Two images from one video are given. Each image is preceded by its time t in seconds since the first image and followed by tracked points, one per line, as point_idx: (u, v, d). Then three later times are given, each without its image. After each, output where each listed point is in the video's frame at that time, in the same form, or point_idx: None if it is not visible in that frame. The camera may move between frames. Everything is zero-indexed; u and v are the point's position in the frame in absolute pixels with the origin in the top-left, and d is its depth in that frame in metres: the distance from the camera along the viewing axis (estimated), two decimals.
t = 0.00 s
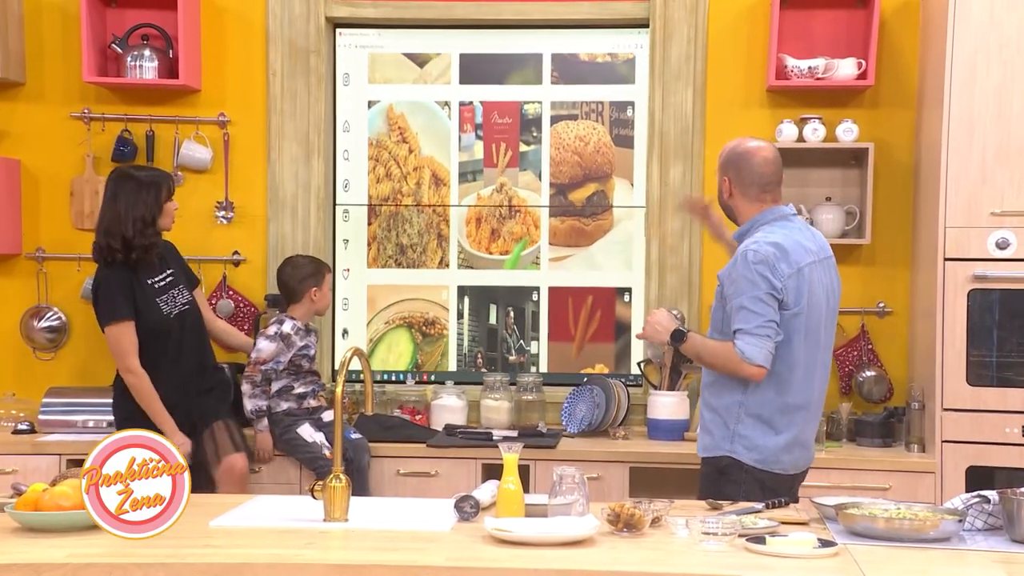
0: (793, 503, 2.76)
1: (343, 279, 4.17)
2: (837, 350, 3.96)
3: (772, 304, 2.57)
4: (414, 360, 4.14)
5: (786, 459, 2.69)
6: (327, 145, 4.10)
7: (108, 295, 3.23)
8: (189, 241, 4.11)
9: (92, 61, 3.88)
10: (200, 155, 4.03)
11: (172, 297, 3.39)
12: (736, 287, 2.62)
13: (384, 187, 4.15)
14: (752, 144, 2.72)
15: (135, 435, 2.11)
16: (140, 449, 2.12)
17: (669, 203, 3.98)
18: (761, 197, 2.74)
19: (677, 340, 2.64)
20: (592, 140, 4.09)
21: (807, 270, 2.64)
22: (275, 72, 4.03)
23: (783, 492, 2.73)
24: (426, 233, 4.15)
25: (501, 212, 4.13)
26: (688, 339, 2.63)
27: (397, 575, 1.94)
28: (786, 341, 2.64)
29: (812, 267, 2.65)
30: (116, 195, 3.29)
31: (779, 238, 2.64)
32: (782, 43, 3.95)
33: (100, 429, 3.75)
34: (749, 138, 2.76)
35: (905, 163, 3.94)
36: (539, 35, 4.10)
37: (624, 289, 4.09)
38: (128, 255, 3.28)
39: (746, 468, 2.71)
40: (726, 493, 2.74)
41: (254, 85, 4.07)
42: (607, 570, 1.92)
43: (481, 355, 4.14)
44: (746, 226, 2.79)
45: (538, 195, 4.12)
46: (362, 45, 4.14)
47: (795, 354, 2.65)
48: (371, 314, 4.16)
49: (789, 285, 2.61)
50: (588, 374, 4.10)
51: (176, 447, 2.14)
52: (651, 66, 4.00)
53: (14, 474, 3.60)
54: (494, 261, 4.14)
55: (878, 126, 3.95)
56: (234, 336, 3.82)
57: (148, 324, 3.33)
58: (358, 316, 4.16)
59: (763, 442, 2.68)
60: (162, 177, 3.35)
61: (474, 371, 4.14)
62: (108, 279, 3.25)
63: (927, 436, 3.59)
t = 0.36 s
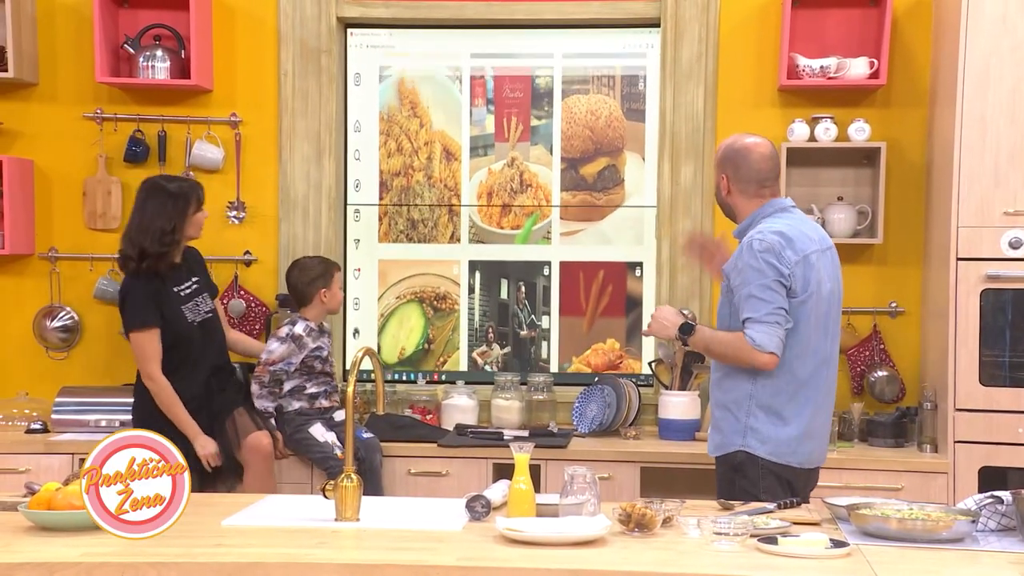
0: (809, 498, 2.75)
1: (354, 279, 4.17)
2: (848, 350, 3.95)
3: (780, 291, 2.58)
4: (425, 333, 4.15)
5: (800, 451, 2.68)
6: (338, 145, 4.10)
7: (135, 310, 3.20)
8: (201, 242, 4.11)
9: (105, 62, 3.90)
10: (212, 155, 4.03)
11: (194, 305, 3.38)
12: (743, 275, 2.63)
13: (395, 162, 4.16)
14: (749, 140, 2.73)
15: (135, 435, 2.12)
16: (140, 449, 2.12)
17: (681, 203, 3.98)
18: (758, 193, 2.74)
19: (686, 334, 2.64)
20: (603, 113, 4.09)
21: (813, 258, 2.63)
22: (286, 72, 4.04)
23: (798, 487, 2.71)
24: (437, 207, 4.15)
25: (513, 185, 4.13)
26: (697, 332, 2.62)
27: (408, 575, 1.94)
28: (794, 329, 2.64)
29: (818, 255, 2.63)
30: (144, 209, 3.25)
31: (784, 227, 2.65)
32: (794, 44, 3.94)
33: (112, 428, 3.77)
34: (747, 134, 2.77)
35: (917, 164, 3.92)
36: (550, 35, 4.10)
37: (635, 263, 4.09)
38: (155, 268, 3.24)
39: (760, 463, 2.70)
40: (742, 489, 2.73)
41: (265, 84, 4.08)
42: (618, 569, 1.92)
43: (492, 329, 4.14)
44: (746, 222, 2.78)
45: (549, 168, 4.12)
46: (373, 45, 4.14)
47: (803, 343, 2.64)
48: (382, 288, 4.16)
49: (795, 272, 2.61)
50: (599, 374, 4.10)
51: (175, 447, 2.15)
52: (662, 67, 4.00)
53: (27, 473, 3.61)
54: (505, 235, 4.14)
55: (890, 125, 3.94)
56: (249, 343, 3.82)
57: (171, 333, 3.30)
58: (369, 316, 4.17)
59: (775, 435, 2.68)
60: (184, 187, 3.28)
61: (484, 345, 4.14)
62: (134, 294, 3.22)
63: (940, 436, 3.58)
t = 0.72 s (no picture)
0: (808, 499, 2.74)
1: (358, 279, 4.17)
2: (851, 350, 3.95)
3: (775, 293, 2.58)
4: (429, 291, 4.16)
5: (797, 452, 2.68)
6: (341, 144, 4.10)
7: (197, 300, 3.37)
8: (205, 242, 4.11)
9: (108, 61, 3.90)
10: (215, 155, 4.04)
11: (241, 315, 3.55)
12: (738, 277, 2.63)
13: (398, 120, 4.16)
14: (750, 138, 2.72)
15: (134, 435, 2.11)
16: (140, 449, 2.12)
17: (683, 201, 3.98)
18: (758, 191, 2.74)
19: (680, 336, 2.69)
20: (607, 70, 4.08)
21: (808, 259, 2.63)
22: (289, 72, 4.05)
23: (796, 487, 2.71)
24: (440, 165, 4.14)
25: (515, 143, 4.12)
26: (691, 335, 2.67)
27: None
28: (789, 330, 2.64)
29: (814, 256, 2.64)
30: (226, 211, 3.47)
31: (779, 228, 2.65)
32: (796, 44, 3.95)
33: (115, 428, 3.77)
34: (748, 132, 2.76)
35: (921, 163, 3.92)
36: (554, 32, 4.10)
37: (638, 222, 4.08)
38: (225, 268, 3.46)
39: (757, 464, 2.70)
40: (740, 490, 2.73)
41: (268, 82, 4.08)
42: (621, 569, 1.92)
43: (496, 288, 4.15)
44: (744, 220, 2.78)
45: (552, 126, 4.11)
46: (376, 44, 4.15)
47: (798, 344, 2.65)
48: (386, 248, 4.16)
49: (791, 274, 2.61)
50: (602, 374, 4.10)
51: (175, 447, 2.15)
52: (664, 65, 4.00)
53: (30, 473, 3.62)
54: (509, 192, 4.13)
55: (893, 125, 3.93)
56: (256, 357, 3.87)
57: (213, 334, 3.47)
58: (372, 316, 4.16)
59: (772, 435, 2.68)
60: (265, 200, 3.53)
61: (487, 303, 4.15)
62: (198, 285, 3.39)
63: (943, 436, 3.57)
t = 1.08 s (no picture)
0: (802, 498, 2.75)
1: (358, 278, 4.17)
2: (851, 349, 3.95)
3: (779, 296, 2.58)
4: (428, 257, 4.16)
5: (793, 451, 2.69)
6: (341, 142, 4.10)
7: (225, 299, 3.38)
8: (205, 241, 4.11)
9: (107, 59, 3.90)
10: (215, 154, 4.03)
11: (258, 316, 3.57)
12: (740, 281, 2.63)
13: (398, 83, 4.15)
14: (748, 138, 2.73)
15: (134, 435, 2.11)
16: (139, 449, 2.12)
17: (683, 202, 3.98)
18: (758, 190, 2.74)
19: (685, 341, 2.69)
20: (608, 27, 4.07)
21: (810, 261, 2.64)
22: (289, 71, 4.04)
23: (791, 486, 2.71)
24: (440, 130, 4.14)
25: (516, 108, 4.12)
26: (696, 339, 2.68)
27: (412, 575, 1.94)
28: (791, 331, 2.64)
29: (815, 257, 2.64)
30: (250, 212, 3.48)
31: (780, 231, 2.65)
32: (796, 43, 3.94)
33: (115, 427, 3.77)
34: (744, 132, 2.76)
35: (921, 162, 3.92)
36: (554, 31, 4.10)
37: (639, 186, 4.08)
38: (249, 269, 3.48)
39: (752, 461, 2.70)
40: (735, 487, 2.73)
41: (268, 80, 4.08)
42: (620, 567, 1.92)
43: (496, 254, 4.15)
44: (744, 220, 2.78)
45: (552, 90, 4.10)
46: (376, 43, 4.15)
47: (796, 344, 2.65)
48: (386, 213, 4.16)
49: (793, 276, 2.61)
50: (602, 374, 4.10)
51: (175, 447, 2.15)
52: (664, 63, 4.00)
53: (30, 472, 3.62)
54: (509, 157, 4.12)
55: (893, 124, 3.93)
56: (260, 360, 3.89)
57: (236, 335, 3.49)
58: (372, 315, 4.17)
59: (769, 434, 2.68)
60: (287, 201, 3.55)
61: (487, 269, 4.16)
62: (224, 284, 3.40)
63: (943, 435, 3.58)
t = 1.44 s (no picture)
0: (817, 496, 2.76)
1: (358, 275, 4.17)
2: (852, 346, 3.95)
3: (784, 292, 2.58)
4: (428, 207, 4.15)
5: (809, 448, 2.70)
6: (341, 140, 4.10)
7: (228, 298, 3.37)
8: (204, 237, 4.11)
9: (107, 58, 3.90)
10: (214, 151, 4.03)
11: (257, 315, 3.57)
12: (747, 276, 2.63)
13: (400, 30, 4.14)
14: (765, 133, 2.72)
15: (135, 435, 2.12)
16: (140, 449, 2.12)
17: (682, 198, 3.98)
18: (772, 187, 2.73)
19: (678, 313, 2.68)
20: None
21: (822, 257, 2.65)
22: (289, 68, 4.05)
23: (807, 483, 2.72)
24: (440, 81, 4.14)
25: (516, 57, 4.11)
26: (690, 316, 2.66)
27: (412, 572, 1.94)
28: (801, 328, 2.65)
29: (828, 254, 2.65)
30: (254, 211, 3.49)
31: (793, 229, 2.65)
32: (796, 40, 3.94)
33: (115, 424, 3.77)
34: (761, 126, 2.75)
35: (920, 158, 3.92)
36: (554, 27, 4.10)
37: (639, 137, 4.07)
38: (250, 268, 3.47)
39: (767, 459, 2.70)
40: (751, 486, 2.73)
41: (268, 77, 4.08)
42: (620, 565, 1.92)
43: (496, 205, 4.14)
44: (754, 216, 2.78)
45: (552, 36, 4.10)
46: (376, 40, 4.15)
47: (808, 339, 2.66)
48: (386, 164, 4.16)
49: (804, 274, 2.62)
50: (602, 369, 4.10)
51: (175, 448, 2.15)
52: (664, 63, 3.99)
53: (31, 469, 3.62)
54: (510, 108, 4.12)
55: (893, 121, 3.94)
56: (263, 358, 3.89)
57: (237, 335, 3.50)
58: (373, 313, 4.17)
59: (784, 431, 2.69)
60: (290, 201, 3.57)
61: (488, 221, 4.15)
62: (226, 283, 3.39)
63: (943, 432, 3.58)
